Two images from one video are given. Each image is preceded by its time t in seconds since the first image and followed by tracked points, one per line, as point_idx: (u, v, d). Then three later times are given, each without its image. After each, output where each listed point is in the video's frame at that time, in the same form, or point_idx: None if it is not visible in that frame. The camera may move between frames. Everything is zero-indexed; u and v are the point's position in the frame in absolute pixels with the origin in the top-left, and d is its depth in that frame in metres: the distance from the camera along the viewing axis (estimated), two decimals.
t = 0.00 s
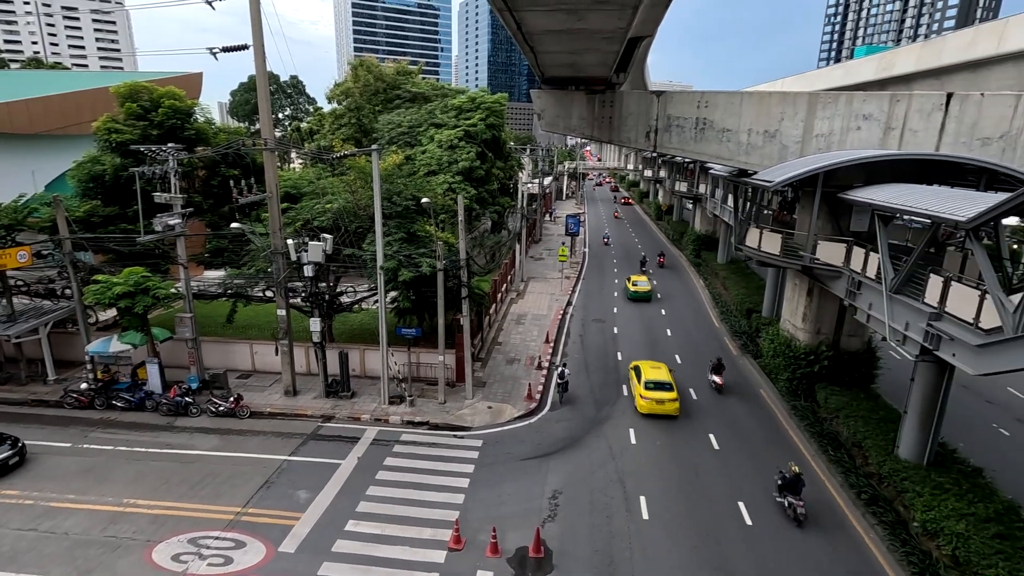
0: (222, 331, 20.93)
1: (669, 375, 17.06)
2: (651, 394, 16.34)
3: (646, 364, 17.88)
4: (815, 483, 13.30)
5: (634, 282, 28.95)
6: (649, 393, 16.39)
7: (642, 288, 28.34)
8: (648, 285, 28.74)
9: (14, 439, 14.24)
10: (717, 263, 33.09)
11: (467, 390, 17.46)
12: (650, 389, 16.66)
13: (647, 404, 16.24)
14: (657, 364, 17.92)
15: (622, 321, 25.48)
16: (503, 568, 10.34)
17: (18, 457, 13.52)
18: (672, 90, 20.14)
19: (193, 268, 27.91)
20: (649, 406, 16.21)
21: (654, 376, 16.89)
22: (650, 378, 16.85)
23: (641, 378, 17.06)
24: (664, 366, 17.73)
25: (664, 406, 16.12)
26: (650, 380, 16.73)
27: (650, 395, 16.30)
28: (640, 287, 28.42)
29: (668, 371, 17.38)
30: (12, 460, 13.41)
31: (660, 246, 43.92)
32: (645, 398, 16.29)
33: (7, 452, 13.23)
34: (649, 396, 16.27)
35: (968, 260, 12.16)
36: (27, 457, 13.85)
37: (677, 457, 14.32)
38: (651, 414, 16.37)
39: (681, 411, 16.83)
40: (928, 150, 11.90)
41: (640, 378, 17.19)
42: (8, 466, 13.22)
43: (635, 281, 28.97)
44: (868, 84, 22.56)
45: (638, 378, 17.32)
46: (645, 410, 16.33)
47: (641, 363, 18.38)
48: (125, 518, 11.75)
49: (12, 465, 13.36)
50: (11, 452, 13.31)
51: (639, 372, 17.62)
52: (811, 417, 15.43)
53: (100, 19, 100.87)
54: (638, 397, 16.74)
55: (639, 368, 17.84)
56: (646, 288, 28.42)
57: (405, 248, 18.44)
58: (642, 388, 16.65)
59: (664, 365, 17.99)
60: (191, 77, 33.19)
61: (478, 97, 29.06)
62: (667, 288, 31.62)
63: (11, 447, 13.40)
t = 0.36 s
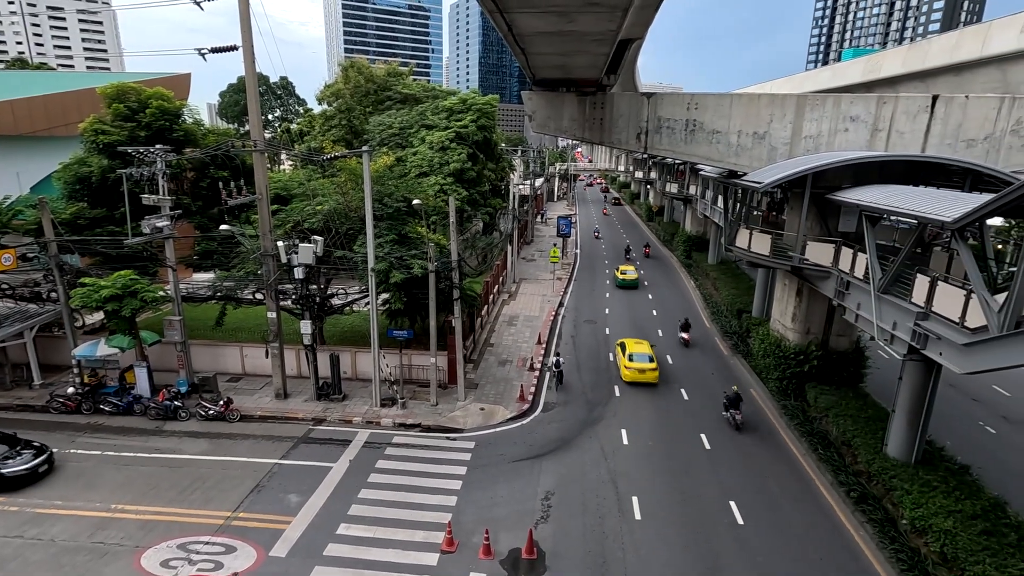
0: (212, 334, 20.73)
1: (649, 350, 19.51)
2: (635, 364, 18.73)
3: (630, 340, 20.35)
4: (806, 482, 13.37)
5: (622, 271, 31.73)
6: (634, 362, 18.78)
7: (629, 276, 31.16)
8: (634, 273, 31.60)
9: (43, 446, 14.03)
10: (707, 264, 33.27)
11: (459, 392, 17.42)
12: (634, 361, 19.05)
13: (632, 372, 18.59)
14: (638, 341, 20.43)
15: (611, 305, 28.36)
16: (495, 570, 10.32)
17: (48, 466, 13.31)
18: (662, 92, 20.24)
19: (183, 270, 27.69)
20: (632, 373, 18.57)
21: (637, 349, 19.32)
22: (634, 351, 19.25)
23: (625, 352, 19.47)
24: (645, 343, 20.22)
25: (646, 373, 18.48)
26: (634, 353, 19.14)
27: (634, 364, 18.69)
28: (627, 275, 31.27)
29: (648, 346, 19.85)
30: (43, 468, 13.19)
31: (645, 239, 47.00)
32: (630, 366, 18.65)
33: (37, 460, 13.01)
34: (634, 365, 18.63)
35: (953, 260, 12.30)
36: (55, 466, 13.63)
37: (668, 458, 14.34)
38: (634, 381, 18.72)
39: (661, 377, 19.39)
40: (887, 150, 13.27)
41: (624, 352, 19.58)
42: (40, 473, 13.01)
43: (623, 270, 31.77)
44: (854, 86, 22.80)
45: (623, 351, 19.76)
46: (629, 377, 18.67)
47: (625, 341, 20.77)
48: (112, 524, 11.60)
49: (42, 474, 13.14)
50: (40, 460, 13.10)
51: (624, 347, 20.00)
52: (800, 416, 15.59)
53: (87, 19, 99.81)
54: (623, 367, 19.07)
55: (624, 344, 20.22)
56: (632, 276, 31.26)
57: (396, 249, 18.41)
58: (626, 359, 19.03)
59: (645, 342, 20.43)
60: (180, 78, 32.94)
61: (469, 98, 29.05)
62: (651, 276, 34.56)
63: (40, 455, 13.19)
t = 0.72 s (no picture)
0: (202, 336, 20.55)
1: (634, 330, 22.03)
2: (621, 340, 21.29)
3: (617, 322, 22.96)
4: (797, 481, 13.45)
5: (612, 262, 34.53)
6: (620, 338, 21.34)
7: (618, 266, 33.92)
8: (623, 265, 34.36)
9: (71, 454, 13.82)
10: (698, 264, 33.45)
11: (452, 394, 17.39)
12: (620, 338, 21.57)
13: (618, 347, 21.14)
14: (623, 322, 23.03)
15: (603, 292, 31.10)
16: (489, 571, 10.31)
17: (78, 472, 13.12)
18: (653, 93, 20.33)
19: (172, 272, 27.45)
20: (618, 349, 21.11)
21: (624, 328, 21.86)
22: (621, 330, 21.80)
23: (613, 331, 22.01)
24: (631, 323, 22.79)
25: (629, 348, 21.01)
26: (621, 331, 21.67)
27: (619, 341, 21.22)
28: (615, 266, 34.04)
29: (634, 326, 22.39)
30: (73, 474, 12.99)
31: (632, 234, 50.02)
32: (617, 342, 21.19)
33: (67, 466, 12.82)
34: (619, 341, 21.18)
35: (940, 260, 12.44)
36: (85, 472, 13.43)
37: (660, 458, 14.39)
38: (620, 356, 21.26)
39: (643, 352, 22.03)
40: (874, 151, 13.50)
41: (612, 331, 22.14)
42: (70, 480, 12.81)
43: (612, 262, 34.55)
44: (843, 88, 23.02)
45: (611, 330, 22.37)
46: (615, 352, 21.19)
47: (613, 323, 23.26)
48: (101, 529, 11.46)
49: (72, 480, 12.95)
50: (70, 467, 12.89)
51: (611, 327, 22.53)
52: (791, 416, 15.73)
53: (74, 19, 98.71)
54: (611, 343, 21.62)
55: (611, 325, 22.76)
56: (620, 266, 34.03)
57: (388, 251, 18.37)
58: (614, 337, 21.56)
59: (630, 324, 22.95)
60: (169, 79, 32.69)
61: (461, 100, 29.02)
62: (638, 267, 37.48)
63: (69, 462, 13.00)
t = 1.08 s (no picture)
0: (192, 339, 20.37)
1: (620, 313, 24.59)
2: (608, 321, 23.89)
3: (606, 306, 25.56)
4: (789, 481, 13.52)
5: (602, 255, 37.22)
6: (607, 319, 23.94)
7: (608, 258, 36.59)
8: (613, 258, 36.85)
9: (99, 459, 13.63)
10: (691, 265, 33.59)
11: (445, 396, 17.36)
12: (608, 319, 24.15)
13: (605, 327, 23.75)
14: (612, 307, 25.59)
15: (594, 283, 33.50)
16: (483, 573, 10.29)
17: (108, 477, 12.93)
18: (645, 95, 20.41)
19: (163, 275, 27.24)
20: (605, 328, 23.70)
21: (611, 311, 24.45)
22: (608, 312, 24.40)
23: (601, 313, 24.59)
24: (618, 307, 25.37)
25: (615, 328, 23.62)
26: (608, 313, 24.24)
27: (607, 321, 23.82)
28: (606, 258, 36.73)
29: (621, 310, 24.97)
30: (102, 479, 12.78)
31: (619, 230, 52.85)
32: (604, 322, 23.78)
33: (97, 472, 12.63)
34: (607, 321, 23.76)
35: (929, 260, 12.56)
36: (114, 478, 13.27)
37: (653, 458, 14.43)
38: (607, 335, 23.84)
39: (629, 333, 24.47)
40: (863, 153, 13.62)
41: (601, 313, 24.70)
42: (100, 486, 12.62)
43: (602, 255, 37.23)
44: (833, 89, 23.21)
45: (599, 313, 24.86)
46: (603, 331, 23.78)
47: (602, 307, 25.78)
48: (90, 535, 11.34)
49: (103, 486, 12.76)
50: (100, 472, 12.72)
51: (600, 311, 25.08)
52: (783, 415, 15.82)
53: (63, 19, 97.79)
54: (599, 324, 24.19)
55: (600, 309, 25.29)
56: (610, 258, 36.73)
57: (381, 252, 18.33)
58: (602, 318, 24.14)
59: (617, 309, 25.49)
60: (159, 80, 32.48)
61: (453, 101, 28.98)
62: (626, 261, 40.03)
63: (98, 467, 12.80)
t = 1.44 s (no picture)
0: (185, 341, 20.25)
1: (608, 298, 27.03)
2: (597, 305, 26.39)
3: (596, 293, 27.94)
4: (783, 480, 13.59)
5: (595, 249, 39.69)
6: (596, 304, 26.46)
7: (599, 252, 39.06)
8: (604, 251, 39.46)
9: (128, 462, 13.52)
10: (684, 266, 33.71)
11: (439, 397, 17.32)
12: (598, 304, 26.65)
13: (594, 312, 26.28)
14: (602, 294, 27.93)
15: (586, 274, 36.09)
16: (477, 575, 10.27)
17: (138, 481, 12.82)
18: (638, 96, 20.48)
19: (154, 276, 27.08)
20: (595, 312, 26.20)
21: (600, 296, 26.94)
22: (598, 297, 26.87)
23: (592, 299, 27.07)
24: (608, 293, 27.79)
25: (604, 312, 26.12)
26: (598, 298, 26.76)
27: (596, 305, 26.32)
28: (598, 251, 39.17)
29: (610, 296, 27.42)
30: (132, 483, 12.66)
31: (613, 231, 53.03)
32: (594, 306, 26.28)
33: (126, 476, 12.52)
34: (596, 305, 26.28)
35: (919, 260, 12.66)
36: (143, 481, 13.18)
37: (647, 459, 14.46)
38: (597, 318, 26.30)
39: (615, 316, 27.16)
40: (855, 154, 13.73)
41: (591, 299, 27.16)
42: (130, 490, 12.50)
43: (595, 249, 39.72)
44: (824, 91, 23.36)
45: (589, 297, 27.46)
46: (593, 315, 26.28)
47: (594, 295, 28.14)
48: (81, 540, 11.23)
49: (133, 490, 12.65)
50: (130, 476, 12.61)
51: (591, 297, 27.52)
52: (776, 415, 15.91)
53: (52, 19, 96.95)
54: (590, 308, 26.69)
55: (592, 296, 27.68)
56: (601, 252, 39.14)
57: (375, 254, 18.27)
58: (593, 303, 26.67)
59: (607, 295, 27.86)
60: (151, 81, 32.30)
61: (447, 102, 28.92)
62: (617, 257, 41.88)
63: (128, 471, 12.68)
